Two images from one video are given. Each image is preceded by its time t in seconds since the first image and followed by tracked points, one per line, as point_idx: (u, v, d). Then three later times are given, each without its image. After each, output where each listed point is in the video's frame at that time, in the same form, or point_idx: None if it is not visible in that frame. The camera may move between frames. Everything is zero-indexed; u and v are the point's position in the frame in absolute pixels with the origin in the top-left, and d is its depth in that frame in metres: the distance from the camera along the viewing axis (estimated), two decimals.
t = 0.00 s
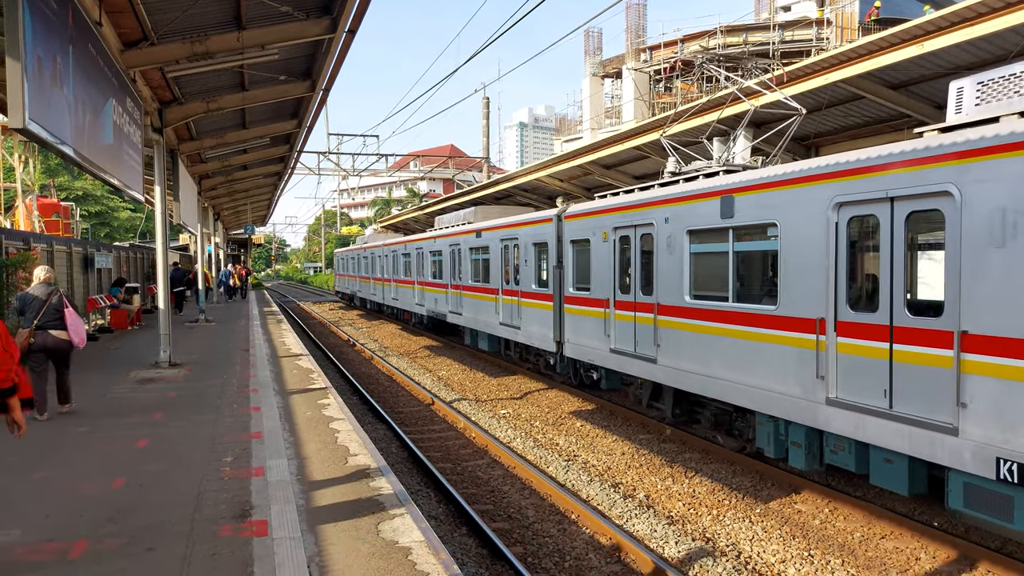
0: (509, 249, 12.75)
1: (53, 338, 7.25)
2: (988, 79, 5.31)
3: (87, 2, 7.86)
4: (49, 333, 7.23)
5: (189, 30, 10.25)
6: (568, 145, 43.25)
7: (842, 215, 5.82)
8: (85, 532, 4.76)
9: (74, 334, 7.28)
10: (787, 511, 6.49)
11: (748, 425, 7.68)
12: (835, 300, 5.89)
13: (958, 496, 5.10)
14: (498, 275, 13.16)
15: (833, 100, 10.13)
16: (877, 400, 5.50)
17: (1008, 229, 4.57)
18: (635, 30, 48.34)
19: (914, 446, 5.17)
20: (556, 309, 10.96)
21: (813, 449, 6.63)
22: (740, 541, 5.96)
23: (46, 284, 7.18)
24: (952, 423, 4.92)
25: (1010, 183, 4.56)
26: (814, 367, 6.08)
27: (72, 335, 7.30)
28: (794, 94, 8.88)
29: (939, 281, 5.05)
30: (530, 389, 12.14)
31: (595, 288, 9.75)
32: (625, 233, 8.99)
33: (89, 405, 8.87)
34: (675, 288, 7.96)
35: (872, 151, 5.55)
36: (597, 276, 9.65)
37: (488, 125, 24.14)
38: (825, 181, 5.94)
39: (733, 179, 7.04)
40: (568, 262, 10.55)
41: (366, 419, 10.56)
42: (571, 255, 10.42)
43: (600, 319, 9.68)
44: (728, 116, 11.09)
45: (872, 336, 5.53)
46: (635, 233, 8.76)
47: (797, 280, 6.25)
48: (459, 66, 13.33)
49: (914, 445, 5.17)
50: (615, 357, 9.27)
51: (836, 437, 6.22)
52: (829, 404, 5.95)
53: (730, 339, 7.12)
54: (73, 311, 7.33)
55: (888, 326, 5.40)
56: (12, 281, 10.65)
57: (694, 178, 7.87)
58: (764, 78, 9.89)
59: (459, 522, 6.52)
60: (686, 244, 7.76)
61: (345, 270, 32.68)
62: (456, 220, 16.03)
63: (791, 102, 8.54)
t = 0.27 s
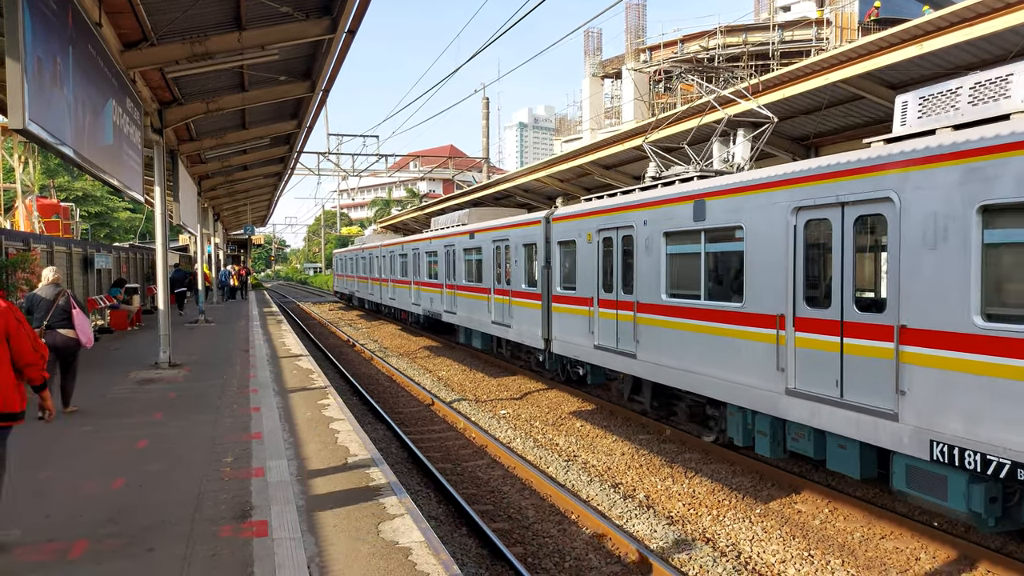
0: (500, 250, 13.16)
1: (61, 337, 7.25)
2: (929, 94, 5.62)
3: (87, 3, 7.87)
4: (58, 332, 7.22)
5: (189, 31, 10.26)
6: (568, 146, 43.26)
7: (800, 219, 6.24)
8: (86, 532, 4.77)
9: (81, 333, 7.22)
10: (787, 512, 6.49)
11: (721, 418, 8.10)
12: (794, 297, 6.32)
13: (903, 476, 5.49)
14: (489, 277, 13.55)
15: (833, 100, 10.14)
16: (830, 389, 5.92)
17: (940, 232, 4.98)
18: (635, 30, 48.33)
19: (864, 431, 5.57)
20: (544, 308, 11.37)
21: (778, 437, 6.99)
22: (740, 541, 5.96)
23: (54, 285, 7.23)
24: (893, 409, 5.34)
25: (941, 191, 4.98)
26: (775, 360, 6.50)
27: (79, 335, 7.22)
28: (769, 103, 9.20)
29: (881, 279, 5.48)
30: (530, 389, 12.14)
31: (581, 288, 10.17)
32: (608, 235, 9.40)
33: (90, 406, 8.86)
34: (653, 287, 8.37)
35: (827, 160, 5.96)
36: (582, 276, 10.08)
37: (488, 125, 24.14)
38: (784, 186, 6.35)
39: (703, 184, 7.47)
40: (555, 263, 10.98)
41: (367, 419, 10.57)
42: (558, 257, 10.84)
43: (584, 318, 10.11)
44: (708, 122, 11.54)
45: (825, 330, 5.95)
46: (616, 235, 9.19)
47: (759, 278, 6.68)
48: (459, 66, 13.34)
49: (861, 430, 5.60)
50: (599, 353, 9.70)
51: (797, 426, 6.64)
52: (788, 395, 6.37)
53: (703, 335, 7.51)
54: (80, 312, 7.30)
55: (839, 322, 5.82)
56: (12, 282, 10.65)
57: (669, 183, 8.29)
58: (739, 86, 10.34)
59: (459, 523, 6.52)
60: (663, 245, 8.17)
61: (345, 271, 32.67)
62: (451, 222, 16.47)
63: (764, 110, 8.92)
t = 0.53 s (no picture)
0: (492, 251, 13.83)
1: (65, 335, 7.32)
2: (875, 108, 6.05)
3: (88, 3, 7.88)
4: (63, 330, 7.28)
5: (189, 31, 10.26)
6: (568, 146, 43.26)
7: (761, 223, 6.70)
8: (86, 533, 4.77)
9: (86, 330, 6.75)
10: (786, 512, 6.49)
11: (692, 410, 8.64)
12: (755, 295, 6.78)
13: (850, 459, 5.95)
14: (483, 277, 14.23)
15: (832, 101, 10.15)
16: (786, 380, 6.38)
17: (879, 234, 5.43)
18: (635, 31, 48.35)
19: (818, 418, 6.03)
20: (533, 306, 12.00)
21: (744, 426, 7.51)
22: (740, 542, 5.96)
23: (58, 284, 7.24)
24: (839, 397, 5.82)
25: (878, 197, 5.44)
26: (738, 354, 6.98)
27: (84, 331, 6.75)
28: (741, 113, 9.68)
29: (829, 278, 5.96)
30: (530, 390, 12.13)
31: (567, 287, 10.71)
32: (590, 237, 9.94)
33: (90, 406, 8.86)
34: (631, 287, 8.89)
35: (784, 168, 6.42)
36: (567, 275, 10.65)
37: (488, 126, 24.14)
38: (746, 193, 6.83)
39: (675, 190, 7.95)
40: (543, 263, 11.61)
41: (367, 420, 10.58)
42: (546, 257, 11.45)
43: (569, 315, 10.66)
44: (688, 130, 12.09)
45: (781, 326, 6.43)
46: (599, 237, 9.70)
47: (724, 278, 7.15)
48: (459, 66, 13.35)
49: (813, 417, 6.08)
50: (583, 349, 10.24)
51: (760, 417, 7.13)
52: (750, 386, 6.83)
53: (683, 333, 7.86)
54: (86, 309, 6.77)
55: (793, 318, 6.29)
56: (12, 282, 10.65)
57: (647, 188, 8.76)
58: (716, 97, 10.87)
59: (459, 523, 6.51)
60: (641, 247, 8.66)
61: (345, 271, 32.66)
62: (448, 223, 17.13)
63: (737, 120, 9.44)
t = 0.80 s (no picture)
0: (483, 252, 14.25)
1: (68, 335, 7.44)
2: (824, 121, 6.34)
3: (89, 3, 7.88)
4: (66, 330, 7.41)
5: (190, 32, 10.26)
6: (568, 147, 43.28)
7: (724, 226, 7.13)
8: (86, 533, 4.77)
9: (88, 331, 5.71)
10: (787, 513, 6.48)
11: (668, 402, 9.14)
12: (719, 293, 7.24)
13: (804, 445, 6.50)
14: (475, 278, 14.65)
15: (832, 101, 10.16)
16: (746, 372, 6.85)
17: (826, 236, 5.88)
18: (636, 32, 48.36)
19: (774, 405, 6.51)
20: (522, 305, 12.45)
21: (713, 416, 7.99)
22: (740, 543, 5.95)
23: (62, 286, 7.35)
24: (791, 387, 6.28)
25: (825, 202, 5.88)
26: (704, 348, 7.44)
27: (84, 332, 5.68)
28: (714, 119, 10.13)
29: (782, 277, 6.41)
30: (530, 390, 12.13)
31: (554, 286, 11.15)
32: (575, 239, 10.38)
33: (91, 407, 8.86)
34: (610, 286, 9.35)
35: (745, 175, 6.88)
36: (553, 275, 11.11)
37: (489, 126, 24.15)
38: (711, 198, 7.27)
39: (650, 196, 8.39)
40: (531, 264, 12.08)
41: (367, 420, 10.59)
42: (534, 258, 11.90)
43: (555, 314, 11.10)
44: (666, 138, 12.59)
45: (741, 322, 6.89)
46: (582, 240, 10.14)
47: (692, 277, 7.59)
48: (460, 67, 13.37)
49: (772, 406, 6.52)
50: (567, 346, 10.71)
51: (726, 407, 7.58)
52: (716, 378, 7.27)
53: (656, 328, 8.32)
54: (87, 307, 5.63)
55: (752, 314, 6.75)
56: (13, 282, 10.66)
57: (627, 193, 9.19)
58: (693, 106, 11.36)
59: (459, 524, 6.51)
60: (619, 248, 9.13)
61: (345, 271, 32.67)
62: (442, 225, 17.52)
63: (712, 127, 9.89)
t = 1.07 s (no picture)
0: (476, 253, 14.54)
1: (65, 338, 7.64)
2: (780, 133, 6.87)
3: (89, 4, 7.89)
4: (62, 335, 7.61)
5: (190, 32, 10.28)
6: (569, 147, 43.25)
7: (692, 230, 7.67)
8: (87, 533, 4.77)
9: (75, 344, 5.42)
10: (787, 514, 6.48)
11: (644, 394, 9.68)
12: (687, 292, 7.77)
13: (760, 430, 6.99)
14: (468, 277, 14.90)
15: (833, 102, 10.16)
16: (711, 364, 7.39)
17: (779, 238, 6.44)
18: (637, 32, 48.33)
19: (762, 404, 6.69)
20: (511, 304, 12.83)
21: (683, 407, 8.55)
22: (741, 544, 5.94)
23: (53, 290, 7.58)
24: (749, 378, 6.84)
25: (776, 208, 6.45)
26: (675, 343, 7.98)
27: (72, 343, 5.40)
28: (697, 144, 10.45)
29: (740, 276, 6.96)
30: (530, 391, 12.13)
31: (540, 286, 11.60)
32: (559, 241, 10.90)
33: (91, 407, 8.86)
34: (594, 286, 9.85)
35: (707, 184, 7.44)
36: (539, 275, 11.58)
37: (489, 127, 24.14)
38: (679, 204, 7.82)
39: (625, 201, 8.93)
40: (519, 264, 12.50)
41: (367, 421, 10.59)
42: (523, 259, 12.29)
43: (542, 312, 11.58)
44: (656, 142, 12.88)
45: (706, 319, 7.46)
46: (566, 241, 10.66)
47: (663, 277, 8.14)
48: (460, 68, 13.39)
49: (732, 395, 7.06)
50: (553, 342, 11.20)
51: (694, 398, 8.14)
52: (685, 370, 7.82)
53: (632, 325, 8.85)
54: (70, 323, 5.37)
55: (715, 311, 7.31)
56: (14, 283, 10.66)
57: (609, 197, 9.72)
58: (670, 115, 11.88)
59: (459, 524, 6.51)
60: (601, 250, 9.63)
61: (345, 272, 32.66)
62: (438, 227, 17.78)
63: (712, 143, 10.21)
